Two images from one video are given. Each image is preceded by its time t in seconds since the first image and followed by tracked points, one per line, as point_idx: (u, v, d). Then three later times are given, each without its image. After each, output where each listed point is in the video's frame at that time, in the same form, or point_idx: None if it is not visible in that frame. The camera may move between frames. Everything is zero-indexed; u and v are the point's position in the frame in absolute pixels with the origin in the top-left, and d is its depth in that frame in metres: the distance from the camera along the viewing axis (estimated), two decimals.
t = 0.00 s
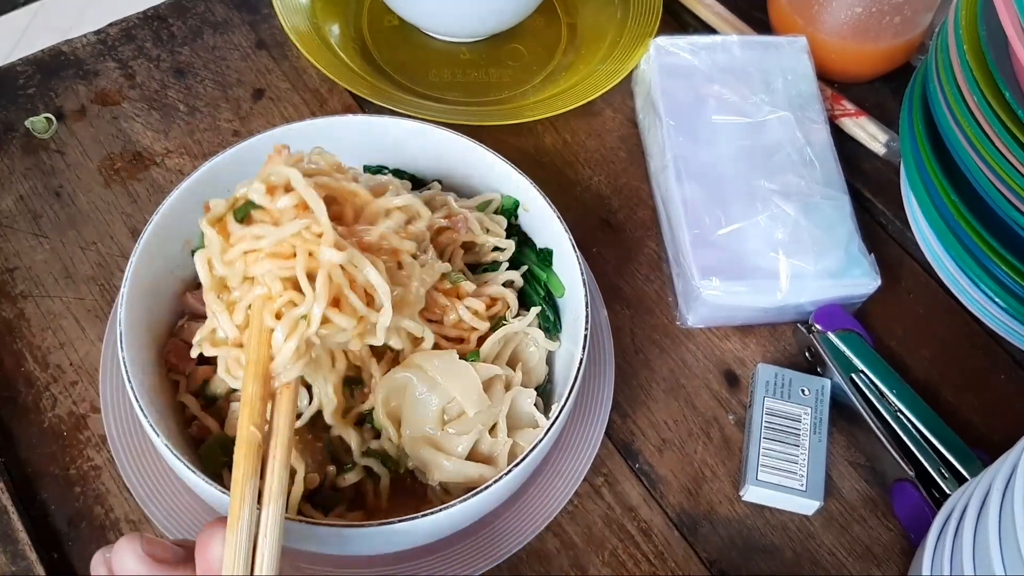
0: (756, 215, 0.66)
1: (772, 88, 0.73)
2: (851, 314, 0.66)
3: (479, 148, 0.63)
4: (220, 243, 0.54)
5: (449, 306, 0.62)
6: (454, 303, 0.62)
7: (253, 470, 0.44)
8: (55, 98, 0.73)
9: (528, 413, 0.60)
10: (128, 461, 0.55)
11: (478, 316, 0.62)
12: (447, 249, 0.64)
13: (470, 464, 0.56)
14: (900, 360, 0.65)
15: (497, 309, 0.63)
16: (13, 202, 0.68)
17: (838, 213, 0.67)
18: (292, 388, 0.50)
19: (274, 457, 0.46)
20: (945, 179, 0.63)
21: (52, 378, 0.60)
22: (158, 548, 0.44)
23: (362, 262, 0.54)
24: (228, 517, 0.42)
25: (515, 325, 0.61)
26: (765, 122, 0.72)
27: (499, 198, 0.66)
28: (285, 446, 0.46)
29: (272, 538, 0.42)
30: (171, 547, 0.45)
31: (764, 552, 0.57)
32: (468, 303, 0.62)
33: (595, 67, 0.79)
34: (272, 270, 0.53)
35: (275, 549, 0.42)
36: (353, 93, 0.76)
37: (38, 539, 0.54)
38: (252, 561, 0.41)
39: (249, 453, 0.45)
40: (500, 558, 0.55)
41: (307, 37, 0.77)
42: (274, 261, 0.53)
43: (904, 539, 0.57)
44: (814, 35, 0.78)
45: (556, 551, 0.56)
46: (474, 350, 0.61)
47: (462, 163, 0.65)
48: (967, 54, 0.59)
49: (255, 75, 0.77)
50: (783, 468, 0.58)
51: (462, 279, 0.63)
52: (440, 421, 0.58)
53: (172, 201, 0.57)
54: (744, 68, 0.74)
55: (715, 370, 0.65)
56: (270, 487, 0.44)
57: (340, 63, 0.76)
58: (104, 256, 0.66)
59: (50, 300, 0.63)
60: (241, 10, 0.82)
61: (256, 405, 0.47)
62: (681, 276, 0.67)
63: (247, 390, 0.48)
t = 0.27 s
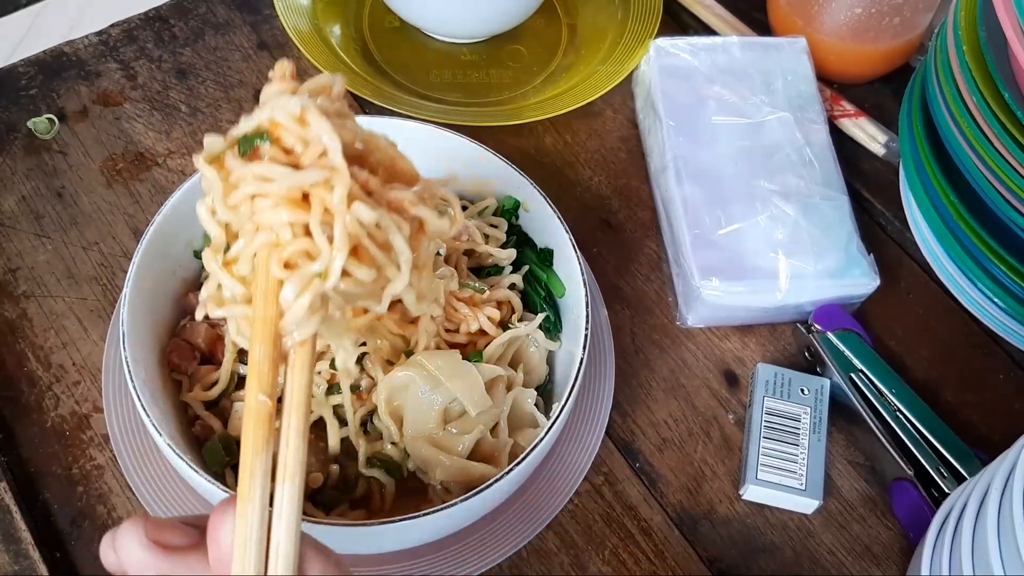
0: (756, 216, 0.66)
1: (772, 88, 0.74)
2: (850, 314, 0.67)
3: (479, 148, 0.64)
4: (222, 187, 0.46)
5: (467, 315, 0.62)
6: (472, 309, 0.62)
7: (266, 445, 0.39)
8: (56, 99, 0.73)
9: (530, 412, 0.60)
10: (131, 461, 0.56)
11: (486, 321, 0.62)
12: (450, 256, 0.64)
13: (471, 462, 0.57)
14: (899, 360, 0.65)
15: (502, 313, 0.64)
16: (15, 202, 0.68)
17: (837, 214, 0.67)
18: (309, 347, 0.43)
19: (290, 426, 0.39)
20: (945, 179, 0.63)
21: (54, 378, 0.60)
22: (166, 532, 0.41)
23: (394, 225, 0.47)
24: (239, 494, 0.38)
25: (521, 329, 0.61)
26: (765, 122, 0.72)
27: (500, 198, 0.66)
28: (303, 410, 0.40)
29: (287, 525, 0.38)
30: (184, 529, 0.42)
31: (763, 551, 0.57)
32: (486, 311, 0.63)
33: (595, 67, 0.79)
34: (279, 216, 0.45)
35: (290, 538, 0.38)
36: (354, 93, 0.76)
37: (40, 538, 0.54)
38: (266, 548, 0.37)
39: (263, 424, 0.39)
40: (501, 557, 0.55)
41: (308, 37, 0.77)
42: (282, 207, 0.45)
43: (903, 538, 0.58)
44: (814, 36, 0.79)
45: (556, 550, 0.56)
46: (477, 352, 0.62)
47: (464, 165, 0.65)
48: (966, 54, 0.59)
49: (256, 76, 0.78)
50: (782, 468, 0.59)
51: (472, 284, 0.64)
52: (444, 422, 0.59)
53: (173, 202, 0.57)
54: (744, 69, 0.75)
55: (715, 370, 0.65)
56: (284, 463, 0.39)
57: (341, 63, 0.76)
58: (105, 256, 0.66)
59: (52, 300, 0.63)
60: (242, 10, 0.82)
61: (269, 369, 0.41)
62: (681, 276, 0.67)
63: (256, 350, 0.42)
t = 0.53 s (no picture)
0: (756, 216, 0.66)
1: (772, 89, 0.74)
2: (850, 314, 0.67)
3: (481, 150, 0.64)
4: (262, 166, 0.46)
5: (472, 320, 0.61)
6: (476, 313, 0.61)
7: (300, 431, 0.38)
8: (57, 99, 0.73)
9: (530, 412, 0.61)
10: (131, 461, 0.56)
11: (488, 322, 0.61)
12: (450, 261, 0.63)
13: (470, 463, 0.57)
14: (899, 360, 0.65)
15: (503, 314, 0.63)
16: (15, 202, 0.68)
17: (837, 214, 0.67)
18: (345, 330, 0.42)
19: (324, 412, 0.39)
20: (944, 179, 0.63)
21: (54, 378, 0.60)
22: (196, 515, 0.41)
23: (438, 222, 0.48)
24: (269, 480, 0.37)
25: (521, 331, 0.61)
26: (765, 122, 0.72)
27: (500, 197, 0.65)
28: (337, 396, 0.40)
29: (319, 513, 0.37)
30: (216, 511, 0.42)
31: (763, 551, 0.57)
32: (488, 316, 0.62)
33: (596, 67, 0.79)
34: (324, 198, 0.44)
35: (322, 526, 0.37)
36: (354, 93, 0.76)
37: (40, 538, 0.54)
38: (297, 536, 0.37)
39: (297, 408, 0.39)
40: (501, 557, 0.55)
41: (309, 37, 0.77)
42: (327, 189, 0.44)
43: (903, 538, 0.58)
44: (814, 36, 0.79)
45: (556, 550, 0.56)
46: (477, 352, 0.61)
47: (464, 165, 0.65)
48: (966, 54, 0.59)
49: (256, 76, 0.78)
50: (782, 468, 0.59)
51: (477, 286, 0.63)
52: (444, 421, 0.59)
53: (172, 203, 0.57)
54: (744, 69, 0.75)
55: (715, 370, 0.65)
56: (316, 450, 0.38)
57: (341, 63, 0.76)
58: (105, 256, 0.66)
59: (52, 300, 0.63)
60: (242, 10, 0.82)
61: (303, 350, 0.40)
62: (681, 277, 0.67)
63: (289, 330, 0.41)
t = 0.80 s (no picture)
0: (756, 216, 0.66)
1: (772, 88, 0.74)
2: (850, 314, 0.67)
3: (482, 150, 0.63)
4: (291, 208, 0.45)
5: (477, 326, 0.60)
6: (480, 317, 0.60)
7: (321, 467, 0.38)
8: (57, 99, 0.73)
9: (529, 412, 0.61)
10: (131, 461, 0.56)
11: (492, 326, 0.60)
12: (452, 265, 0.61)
13: (470, 465, 0.57)
14: (899, 360, 0.65)
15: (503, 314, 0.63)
16: (15, 202, 0.68)
17: (837, 214, 0.67)
18: (368, 363, 0.41)
19: (345, 446, 0.38)
20: (945, 179, 0.63)
21: (55, 378, 0.60)
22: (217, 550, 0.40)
23: (462, 265, 0.47)
24: (291, 514, 0.37)
25: (521, 331, 0.61)
26: (765, 122, 0.72)
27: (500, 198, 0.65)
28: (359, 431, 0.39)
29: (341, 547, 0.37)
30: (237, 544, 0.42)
31: (763, 552, 0.57)
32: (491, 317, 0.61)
33: (596, 67, 0.79)
34: (354, 238, 0.43)
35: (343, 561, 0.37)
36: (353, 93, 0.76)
37: (39, 538, 0.54)
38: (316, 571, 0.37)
39: (317, 443, 0.38)
40: (501, 558, 0.55)
41: (309, 37, 0.77)
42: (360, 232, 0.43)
43: (904, 539, 0.58)
44: (814, 36, 0.79)
45: (556, 550, 0.57)
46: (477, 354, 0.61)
47: (464, 165, 0.65)
48: (967, 54, 0.59)
49: (257, 76, 0.78)
50: (782, 468, 0.59)
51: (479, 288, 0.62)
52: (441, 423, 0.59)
53: (172, 203, 0.57)
54: (744, 69, 0.75)
55: (715, 370, 0.65)
56: (338, 484, 0.38)
57: (341, 63, 0.76)
58: (105, 256, 0.66)
59: (52, 300, 0.63)
60: (242, 10, 0.82)
61: (327, 383, 0.40)
62: (681, 277, 0.67)
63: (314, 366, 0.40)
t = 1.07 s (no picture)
0: (756, 216, 0.66)
1: (772, 88, 0.74)
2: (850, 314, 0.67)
3: (482, 150, 0.63)
4: (313, 243, 0.46)
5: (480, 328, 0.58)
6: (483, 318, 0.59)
7: (354, 507, 0.38)
8: (57, 99, 0.73)
9: (529, 412, 0.61)
10: (132, 461, 0.55)
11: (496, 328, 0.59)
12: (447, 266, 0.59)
13: (470, 466, 0.57)
14: (899, 360, 0.65)
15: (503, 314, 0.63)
16: (16, 202, 0.68)
17: (837, 214, 0.67)
18: (394, 397, 0.42)
19: (379, 486, 0.39)
20: (945, 179, 0.63)
21: (55, 378, 0.60)
22: None
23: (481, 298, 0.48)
24: (327, 554, 0.37)
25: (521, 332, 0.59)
26: (765, 122, 0.72)
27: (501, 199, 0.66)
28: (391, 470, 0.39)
29: None
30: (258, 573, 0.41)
31: (763, 552, 0.57)
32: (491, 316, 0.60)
33: (596, 67, 0.79)
34: (378, 272, 0.44)
35: None
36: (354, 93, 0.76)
37: (39, 538, 0.54)
38: None
39: (352, 482, 0.38)
40: (501, 558, 0.55)
41: (309, 37, 0.77)
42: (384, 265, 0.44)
43: (904, 539, 0.58)
44: (814, 36, 0.79)
45: (556, 550, 0.57)
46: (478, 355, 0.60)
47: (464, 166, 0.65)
48: (967, 54, 0.59)
49: (257, 76, 0.78)
50: (782, 467, 0.59)
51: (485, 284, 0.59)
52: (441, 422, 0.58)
53: (172, 204, 0.57)
54: (744, 69, 0.75)
55: (715, 370, 0.65)
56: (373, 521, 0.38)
57: (341, 63, 0.76)
58: (106, 256, 0.66)
59: (52, 300, 0.63)
60: (242, 10, 0.82)
61: (354, 420, 0.40)
62: (681, 277, 0.67)
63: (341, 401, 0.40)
